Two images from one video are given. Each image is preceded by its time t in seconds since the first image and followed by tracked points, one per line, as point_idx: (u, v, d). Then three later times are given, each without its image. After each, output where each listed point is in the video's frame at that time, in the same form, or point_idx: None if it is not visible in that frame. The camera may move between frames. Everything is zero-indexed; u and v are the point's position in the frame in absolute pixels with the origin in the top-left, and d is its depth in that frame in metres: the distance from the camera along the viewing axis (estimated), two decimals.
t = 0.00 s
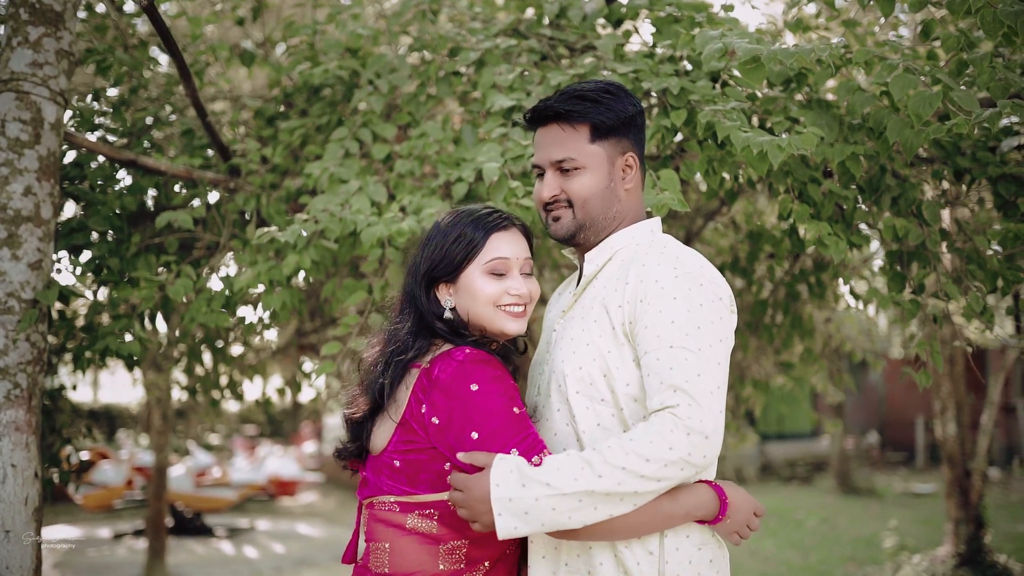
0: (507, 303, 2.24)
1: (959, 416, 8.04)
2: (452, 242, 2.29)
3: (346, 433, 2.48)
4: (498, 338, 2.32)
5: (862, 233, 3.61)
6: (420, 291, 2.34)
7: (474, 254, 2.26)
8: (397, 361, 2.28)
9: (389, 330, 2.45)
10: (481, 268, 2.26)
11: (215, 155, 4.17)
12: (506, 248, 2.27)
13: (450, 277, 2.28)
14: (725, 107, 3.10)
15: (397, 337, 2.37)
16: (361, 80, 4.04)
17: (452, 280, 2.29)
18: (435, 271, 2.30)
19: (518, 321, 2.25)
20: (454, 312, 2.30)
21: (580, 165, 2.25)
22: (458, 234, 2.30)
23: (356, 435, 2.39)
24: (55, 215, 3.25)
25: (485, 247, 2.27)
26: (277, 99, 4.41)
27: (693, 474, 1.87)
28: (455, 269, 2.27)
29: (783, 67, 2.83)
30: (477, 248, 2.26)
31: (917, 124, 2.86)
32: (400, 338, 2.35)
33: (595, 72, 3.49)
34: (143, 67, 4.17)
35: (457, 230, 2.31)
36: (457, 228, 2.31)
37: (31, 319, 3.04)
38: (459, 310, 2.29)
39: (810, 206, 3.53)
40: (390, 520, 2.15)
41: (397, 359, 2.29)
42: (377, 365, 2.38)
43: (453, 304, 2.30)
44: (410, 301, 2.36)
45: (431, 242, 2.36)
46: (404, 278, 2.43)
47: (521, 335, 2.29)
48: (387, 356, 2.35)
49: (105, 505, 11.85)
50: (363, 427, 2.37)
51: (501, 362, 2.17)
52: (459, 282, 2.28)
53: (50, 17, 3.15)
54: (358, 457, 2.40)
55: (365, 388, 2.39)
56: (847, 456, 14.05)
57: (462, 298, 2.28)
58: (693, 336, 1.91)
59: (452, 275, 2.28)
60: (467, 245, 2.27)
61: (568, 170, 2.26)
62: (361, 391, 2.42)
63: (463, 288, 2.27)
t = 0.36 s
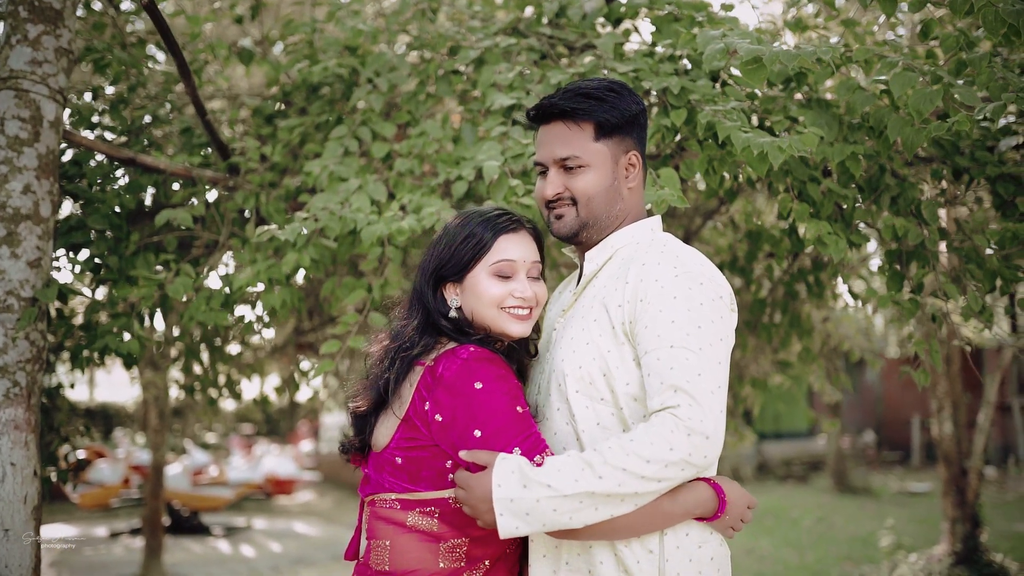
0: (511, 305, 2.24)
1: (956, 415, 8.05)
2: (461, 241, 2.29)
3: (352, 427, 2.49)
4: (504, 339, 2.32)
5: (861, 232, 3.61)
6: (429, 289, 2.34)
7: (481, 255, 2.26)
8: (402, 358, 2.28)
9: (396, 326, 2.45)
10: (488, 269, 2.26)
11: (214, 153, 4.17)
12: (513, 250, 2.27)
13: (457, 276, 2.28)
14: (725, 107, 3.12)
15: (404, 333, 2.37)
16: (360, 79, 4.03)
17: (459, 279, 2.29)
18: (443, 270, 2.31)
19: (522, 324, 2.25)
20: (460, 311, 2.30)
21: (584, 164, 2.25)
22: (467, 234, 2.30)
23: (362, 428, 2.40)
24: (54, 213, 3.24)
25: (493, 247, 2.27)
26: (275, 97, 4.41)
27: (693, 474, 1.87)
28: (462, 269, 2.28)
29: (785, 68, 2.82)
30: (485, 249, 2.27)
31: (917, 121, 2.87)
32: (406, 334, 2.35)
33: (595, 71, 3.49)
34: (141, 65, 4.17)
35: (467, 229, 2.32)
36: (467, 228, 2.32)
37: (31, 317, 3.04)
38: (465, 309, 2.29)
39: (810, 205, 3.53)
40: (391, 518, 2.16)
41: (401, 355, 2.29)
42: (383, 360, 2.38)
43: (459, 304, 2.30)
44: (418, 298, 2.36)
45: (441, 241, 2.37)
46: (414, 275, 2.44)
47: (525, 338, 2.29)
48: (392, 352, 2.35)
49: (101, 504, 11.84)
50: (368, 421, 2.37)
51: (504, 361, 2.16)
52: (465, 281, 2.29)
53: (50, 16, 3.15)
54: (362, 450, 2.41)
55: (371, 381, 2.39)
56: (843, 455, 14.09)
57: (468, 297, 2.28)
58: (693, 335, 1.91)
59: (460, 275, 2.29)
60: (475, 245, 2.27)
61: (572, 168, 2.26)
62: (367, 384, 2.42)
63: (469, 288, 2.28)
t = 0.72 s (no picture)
0: (516, 305, 2.24)
1: (952, 414, 8.08)
2: (467, 241, 2.30)
3: (356, 424, 2.49)
4: (509, 338, 2.32)
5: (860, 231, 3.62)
6: (435, 288, 2.35)
7: (487, 254, 2.27)
8: (406, 354, 2.28)
9: (402, 324, 2.45)
10: (493, 269, 2.26)
11: (213, 152, 4.16)
12: (518, 250, 2.26)
13: (462, 275, 2.29)
14: (726, 106, 3.12)
15: (409, 331, 2.37)
16: (359, 77, 4.03)
17: (465, 279, 2.30)
18: (449, 269, 2.32)
19: (526, 323, 2.24)
20: (465, 311, 2.31)
21: (590, 162, 2.25)
22: (473, 234, 2.31)
23: (365, 424, 2.41)
24: (53, 212, 3.24)
25: (499, 247, 2.27)
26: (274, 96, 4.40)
27: (694, 474, 1.88)
28: (467, 268, 2.28)
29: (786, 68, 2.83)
30: (491, 248, 2.27)
31: (917, 118, 2.88)
32: (412, 331, 2.35)
33: (595, 70, 3.50)
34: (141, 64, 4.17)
35: (473, 229, 2.32)
36: (474, 228, 2.32)
37: (30, 317, 3.03)
38: (470, 309, 2.29)
39: (809, 204, 3.53)
40: (392, 515, 2.16)
41: (406, 351, 2.29)
42: (388, 357, 2.38)
43: (464, 304, 2.30)
44: (425, 297, 2.37)
45: (449, 241, 2.37)
46: (421, 274, 2.44)
47: (530, 337, 2.28)
48: (397, 349, 2.35)
49: (98, 503, 11.82)
50: (371, 417, 2.37)
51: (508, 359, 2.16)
52: (471, 281, 2.29)
53: (49, 14, 3.14)
54: (365, 447, 2.41)
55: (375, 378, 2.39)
56: (839, 454, 14.12)
57: (473, 297, 2.29)
58: (695, 335, 1.91)
59: (465, 274, 2.29)
60: (481, 245, 2.28)
61: (578, 167, 2.26)
62: (371, 381, 2.42)
63: (474, 287, 2.28)
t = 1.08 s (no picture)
0: (519, 305, 2.23)
1: (947, 412, 8.10)
2: (472, 241, 2.31)
3: (358, 420, 2.49)
4: (512, 338, 2.32)
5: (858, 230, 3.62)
6: (440, 288, 2.36)
7: (490, 255, 2.27)
8: (409, 350, 2.28)
9: (407, 322, 2.46)
10: (496, 269, 2.26)
11: (210, 151, 4.15)
12: (522, 251, 2.26)
13: (466, 275, 2.29)
14: (724, 105, 3.13)
15: (413, 328, 2.38)
16: (357, 76, 4.03)
17: (469, 279, 2.30)
18: (454, 269, 2.32)
19: (529, 324, 2.24)
20: (469, 311, 2.31)
21: (594, 162, 2.25)
22: (478, 234, 2.31)
23: (366, 420, 2.41)
24: (50, 211, 3.23)
25: (502, 248, 2.27)
26: (271, 95, 4.39)
27: (695, 472, 1.88)
28: (471, 268, 2.29)
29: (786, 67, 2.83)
30: (495, 249, 2.27)
31: (915, 116, 2.88)
32: (415, 328, 2.35)
33: (593, 69, 3.50)
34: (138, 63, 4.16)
35: (478, 230, 2.33)
36: (479, 228, 2.33)
37: (27, 316, 3.03)
38: (474, 309, 2.30)
39: (806, 203, 3.54)
40: (391, 513, 2.16)
41: (409, 348, 2.29)
42: (391, 354, 2.39)
43: (469, 303, 2.31)
44: (429, 296, 2.37)
45: (454, 241, 2.38)
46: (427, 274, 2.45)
47: (533, 338, 2.28)
48: (401, 345, 2.36)
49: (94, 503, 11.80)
50: (373, 413, 2.37)
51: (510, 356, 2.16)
52: (475, 281, 2.29)
53: (46, 12, 3.13)
54: (366, 443, 2.41)
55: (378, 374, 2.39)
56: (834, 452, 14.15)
57: (477, 297, 2.29)
58: (695, 333, 1.91)
59: (469, 274, 2.29)
60: (485, 245, 2.28)
61: (582, 166, 2.26)
62: (374, 377, 2.42)
63: (478, 287, 2.28)
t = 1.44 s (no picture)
0: (521, 305, 2.24)
1: (942, 411, 8.13)
2: (474, 241, 2.30)
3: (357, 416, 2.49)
4: (514, 337, 2.32)
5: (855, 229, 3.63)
6: (442, 287, 2.35)
7: (493, 255, 2.27)
8: (411, 347, 2.28)
9: (409, 320, 2.46)
10: (499, 269, 2.26)
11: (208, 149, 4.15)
12: (525, 251, 2.26)
13: (469, 274, 2.29)
14: (722, 104, 3.13)
15: (415, 326, 2.38)
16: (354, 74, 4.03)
17: (472, 278, 2.30)
18: (456, 269, 2.32)
19: (531, 323, 2.25)
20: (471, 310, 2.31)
21: (598, 162, 2.25)
22: (481, 234, 2.31)
23: (367, 417, 2.41)
24: (47, 209, 3.22)
25: (505, 247, 2.27)
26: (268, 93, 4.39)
27: (695, 471, 1.88)
28: (474, 267, 2.28)
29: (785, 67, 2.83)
30: (498, 248, 2.27)
31: (914, 115, 2.89)
32: (417, 325, 2.36)
33: (591, 68, 3.50)
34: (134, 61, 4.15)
35: (482, 229, 2.33)
36: (482, 228, 2.33)
37: (24, 314, 3.02)
38: (476, 308, 2.30)
39: (803, 201, 3.55)
40: (391, 511, 2.16)
41: (410, 345, 2.29)
42: (393, 351, 2.39)
43: (471, 303, 2.30)
44: (432, 295, 2.37)
45: (457, 241, 2.38)
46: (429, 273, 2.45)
47: (535, 337, 2.29)
48: (402, 342, 2.36)
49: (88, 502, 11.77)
50: (373, 410, 2.37)
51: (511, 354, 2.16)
52: (478, 280, 2.29)
53: (42, 10, 3.12)
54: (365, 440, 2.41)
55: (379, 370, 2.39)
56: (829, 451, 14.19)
57: (479, 296, 2.29)
58: (696, 332, 1.91)
59: (472, 273, 2.29)
60: (488, 245, 2.28)
61: (586, 166, 2.25)
62: (374, 374, 2.42)
63: (481, 286, 2.28)
